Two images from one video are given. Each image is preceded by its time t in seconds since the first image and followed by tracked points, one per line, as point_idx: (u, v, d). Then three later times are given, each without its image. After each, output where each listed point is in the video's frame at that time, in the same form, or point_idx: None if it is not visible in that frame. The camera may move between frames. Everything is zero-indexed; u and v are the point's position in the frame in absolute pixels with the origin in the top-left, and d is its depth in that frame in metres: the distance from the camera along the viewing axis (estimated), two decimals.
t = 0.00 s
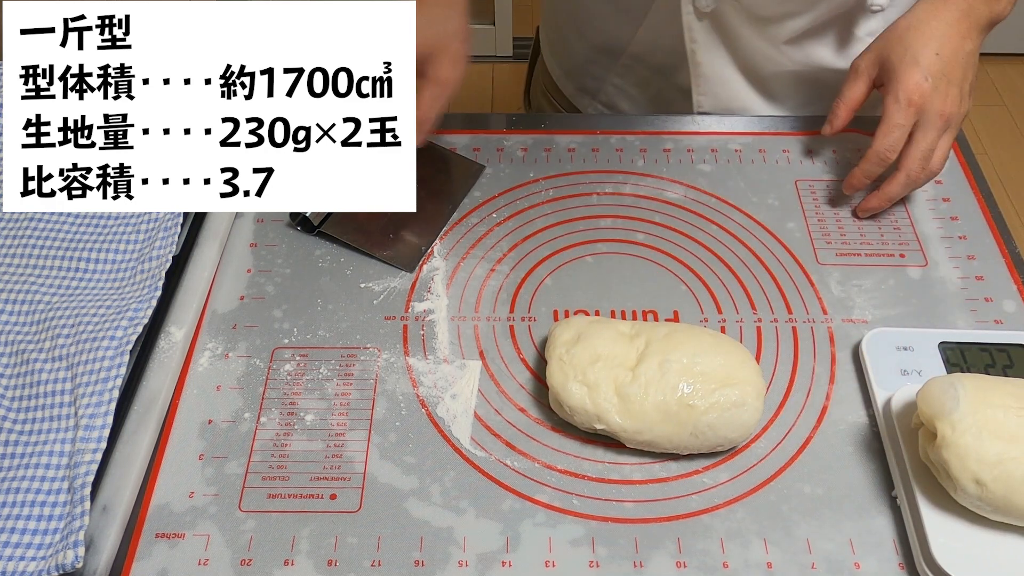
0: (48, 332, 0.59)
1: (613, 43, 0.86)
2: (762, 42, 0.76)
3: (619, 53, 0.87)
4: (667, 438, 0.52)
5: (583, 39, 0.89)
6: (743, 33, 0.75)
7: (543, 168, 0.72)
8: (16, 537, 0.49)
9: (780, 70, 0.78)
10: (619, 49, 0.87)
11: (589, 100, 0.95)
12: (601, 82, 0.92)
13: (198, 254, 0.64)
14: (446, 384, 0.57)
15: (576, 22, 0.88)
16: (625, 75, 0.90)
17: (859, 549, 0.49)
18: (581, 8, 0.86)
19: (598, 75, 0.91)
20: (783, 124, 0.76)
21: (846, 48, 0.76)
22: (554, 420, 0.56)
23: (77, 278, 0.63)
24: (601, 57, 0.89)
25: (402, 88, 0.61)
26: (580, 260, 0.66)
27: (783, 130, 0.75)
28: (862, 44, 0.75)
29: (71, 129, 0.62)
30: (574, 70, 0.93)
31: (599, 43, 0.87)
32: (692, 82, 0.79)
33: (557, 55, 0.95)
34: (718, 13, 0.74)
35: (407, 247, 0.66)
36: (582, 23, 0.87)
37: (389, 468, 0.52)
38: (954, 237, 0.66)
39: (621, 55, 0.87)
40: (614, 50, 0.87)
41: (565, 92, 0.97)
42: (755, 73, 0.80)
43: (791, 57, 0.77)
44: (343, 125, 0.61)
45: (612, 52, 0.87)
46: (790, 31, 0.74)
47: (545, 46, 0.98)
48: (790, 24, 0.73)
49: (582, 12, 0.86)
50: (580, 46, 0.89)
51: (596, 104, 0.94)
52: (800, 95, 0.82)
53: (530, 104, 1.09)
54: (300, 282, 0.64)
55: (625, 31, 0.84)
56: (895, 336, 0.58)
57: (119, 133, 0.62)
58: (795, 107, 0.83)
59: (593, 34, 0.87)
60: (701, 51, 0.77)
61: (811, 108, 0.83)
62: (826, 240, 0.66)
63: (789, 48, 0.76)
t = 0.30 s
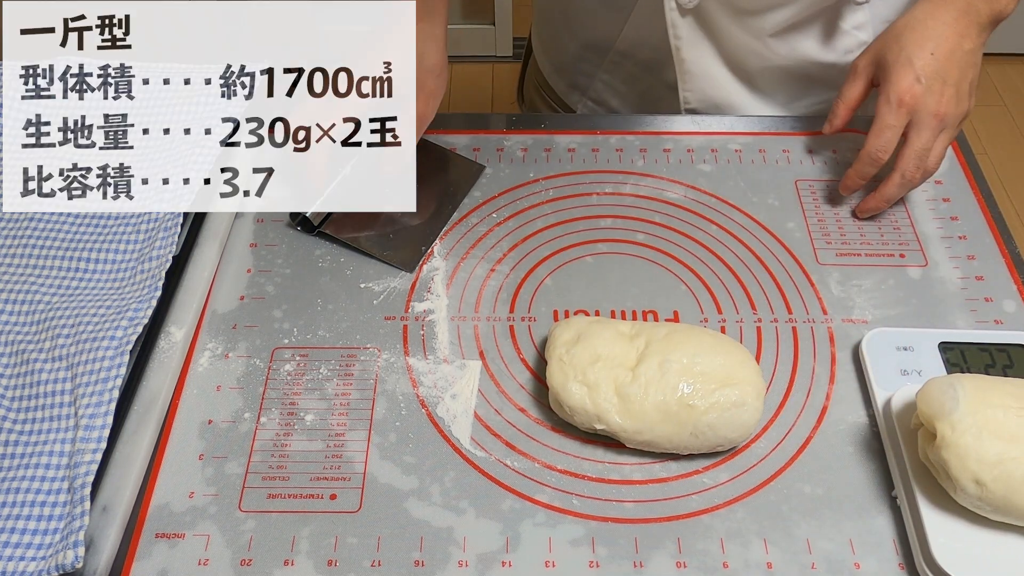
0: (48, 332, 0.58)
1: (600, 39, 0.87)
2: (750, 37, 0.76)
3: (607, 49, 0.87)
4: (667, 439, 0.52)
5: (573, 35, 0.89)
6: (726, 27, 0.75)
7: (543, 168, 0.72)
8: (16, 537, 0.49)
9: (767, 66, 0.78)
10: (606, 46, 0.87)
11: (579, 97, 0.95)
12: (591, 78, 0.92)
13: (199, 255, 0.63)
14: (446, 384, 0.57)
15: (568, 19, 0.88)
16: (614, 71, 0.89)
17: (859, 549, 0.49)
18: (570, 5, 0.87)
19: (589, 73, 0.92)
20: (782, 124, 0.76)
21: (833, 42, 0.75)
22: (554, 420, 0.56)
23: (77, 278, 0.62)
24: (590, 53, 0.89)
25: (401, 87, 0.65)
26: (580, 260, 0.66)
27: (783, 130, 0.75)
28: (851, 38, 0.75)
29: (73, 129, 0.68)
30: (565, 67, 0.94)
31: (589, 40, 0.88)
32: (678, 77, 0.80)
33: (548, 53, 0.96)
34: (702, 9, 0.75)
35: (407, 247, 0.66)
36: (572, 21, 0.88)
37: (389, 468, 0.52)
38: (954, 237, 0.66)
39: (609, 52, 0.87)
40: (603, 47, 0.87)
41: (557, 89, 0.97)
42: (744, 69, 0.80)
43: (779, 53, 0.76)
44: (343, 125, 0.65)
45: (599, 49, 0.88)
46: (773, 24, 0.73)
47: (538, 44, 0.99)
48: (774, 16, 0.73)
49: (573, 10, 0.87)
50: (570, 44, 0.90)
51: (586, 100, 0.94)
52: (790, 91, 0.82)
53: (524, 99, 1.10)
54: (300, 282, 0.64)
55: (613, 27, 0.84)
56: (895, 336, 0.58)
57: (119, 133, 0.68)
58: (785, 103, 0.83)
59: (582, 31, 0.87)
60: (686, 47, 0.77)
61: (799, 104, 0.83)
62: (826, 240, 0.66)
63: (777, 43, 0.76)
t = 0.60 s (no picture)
0: (48, 332, 0.57)
1: (597, 40, 0.86)
2: (747, 35, 0.76)
3: (604, 49, 0.87)
4: (668, 439, 0.52)
5: (571, 36, 0.89)
6: (724, 24, 0.75)
7: (543, 168, 0.72)
8: (16, 537, 0.48)
9: (763, 62, 0.78)
10: (603, 46, 0.87)
11: (577, 98, 0.96)
12: (588, 78, 0.92)
13: (199, 255, 0.63)
14: (446, 384, 0.57)
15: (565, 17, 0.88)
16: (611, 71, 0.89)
17: (859, 549, 0.49)
18: (568, 4, 0.87)
19: (586, 72, 0.92)
20: (783, 124, 0.76)
21: (830, 40, 0.75)
22: (554, 420, 0.56)
23: (77, 278, 0.61)
24: (586, 53, 0.89)
25: (398, 87, 0.70)
26: (580, 260, 0.66)
27: (783, 130, 0.75)
28: (847, 36, 0.75)
29: (72, 132, 0.70)
30: (563, 67, 0.94)
31: (586, 39, 0.87)
32: (676, 76, 0.80)
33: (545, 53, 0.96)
34: (700, 6, 0.74)
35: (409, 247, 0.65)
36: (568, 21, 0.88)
37: (389, 468, 0.52)
38: (954, 237, 0.66)
39: (605, 52, 0.87)
40: (599, 47, 0.87)
41: (554, 90, 0.98)
42: (740, 66, 0.80)
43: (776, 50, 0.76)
44: (344, 125, 0.68)
45: (597, 48, 0.88)
46: (770, 19, 0.73)
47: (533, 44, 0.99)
48: (771, 12, 0.73)
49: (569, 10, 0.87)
50: (567, 44, 0.90)
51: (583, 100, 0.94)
52: (784, 88, 0.82)
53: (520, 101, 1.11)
54: (300, 282, 0.64)
55: (610, 27, 0.84)
56: (895, 336, 0.58)
57: (119, 133, 0.70)
58: (779, 100, 0.83)
59: (580, 32, 0.87)
60: (684, 44, 0.77)
61: (794, 101, 0.83)
62: (827, 240, 0.66)
63: (775, 40, 0.76)
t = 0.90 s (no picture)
0: (48, 332, 0.56)
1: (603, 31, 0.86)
2: (753, 27, 0.77)
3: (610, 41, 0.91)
4: (668, 439, 0.52)
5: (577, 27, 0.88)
6: (733, 19, 0.78)
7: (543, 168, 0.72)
8: (16, 537, 0.47)
9: (767, 59, 0.80)
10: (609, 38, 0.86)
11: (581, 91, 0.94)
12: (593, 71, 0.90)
13: (199, 255, 0.64)
14: (446, 384, 0.57)
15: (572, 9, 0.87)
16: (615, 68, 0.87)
17: (858, 549, 0.49)
18: None
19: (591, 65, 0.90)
20: (783, 123, 0.76)
21: (836, 36, 0.75)
22: (554, 420, 0.56)
23: (77, 278, 0.60)
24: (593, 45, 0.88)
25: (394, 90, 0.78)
26: (580, 260, 0.66)
27: (784, 129, 0.75)
28: (852, 34, 0.75)
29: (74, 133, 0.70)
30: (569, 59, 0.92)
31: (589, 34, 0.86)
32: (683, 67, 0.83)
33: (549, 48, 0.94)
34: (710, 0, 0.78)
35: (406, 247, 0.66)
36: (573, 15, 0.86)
37: (389, 468, 0.52)
38: (954, 237, 0.66)
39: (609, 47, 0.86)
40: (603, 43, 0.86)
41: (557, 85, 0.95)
42: (743, 62, 0.82)
43: (780, 45, 0.78)
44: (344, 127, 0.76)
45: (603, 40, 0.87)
46: (776, 15, 0.75)
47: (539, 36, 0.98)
48: (775, 9, 0.74)
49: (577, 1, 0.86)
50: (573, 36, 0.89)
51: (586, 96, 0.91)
52: (786, 86, 0.83)
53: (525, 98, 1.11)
54: (300, 282, 0.64)
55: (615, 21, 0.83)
56: (895, 336, 0.58)
57: (121, 133, 0.70)
58: (780, 97, 0.85)
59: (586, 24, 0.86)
60: (692, 37, 0.80)
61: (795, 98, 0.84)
62: (826, 240, 0.66)
63: (781, 36, 0.77)
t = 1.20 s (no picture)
0: (48, 332, 0.56)
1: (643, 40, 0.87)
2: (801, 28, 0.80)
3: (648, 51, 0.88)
4: (668, 439, 0.52)
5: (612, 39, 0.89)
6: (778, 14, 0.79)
7: (543, 168, 0.72)
8: (16, 537, 0.47)
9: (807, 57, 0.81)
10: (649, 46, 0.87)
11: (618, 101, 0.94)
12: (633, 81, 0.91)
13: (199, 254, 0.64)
14: (446, 384, 0.57)
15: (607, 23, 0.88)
16: (655, 73, 0.89)
17: (859, 549, 0.49)
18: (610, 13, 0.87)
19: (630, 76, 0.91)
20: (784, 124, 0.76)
21: (879, 26, 0.79)
22: (554, 420, 0.56)
23: (77, 278, 0.60)
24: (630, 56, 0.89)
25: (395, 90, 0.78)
26: (580, 260, 0.66)
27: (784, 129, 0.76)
28: (893, 23, 0.79)
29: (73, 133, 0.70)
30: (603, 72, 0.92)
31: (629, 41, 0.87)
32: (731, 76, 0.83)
33: (581, 59, 0.95)
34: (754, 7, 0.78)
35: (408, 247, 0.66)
36: (609, 24, 0.88)
37: (389, 468, 0.52)
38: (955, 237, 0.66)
39: (651, 53, 0.87)
40: (644, 50, 0.88)
41: (593, 95, 0.96)
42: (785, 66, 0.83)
43: (828, 39, 0.80)
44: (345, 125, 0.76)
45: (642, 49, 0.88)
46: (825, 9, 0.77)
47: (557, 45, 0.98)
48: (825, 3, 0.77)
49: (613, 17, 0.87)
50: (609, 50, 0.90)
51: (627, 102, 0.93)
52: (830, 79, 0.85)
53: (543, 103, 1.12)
54: (300, 283, 0.64)
55: (656, 28, 0.85)
56: (895, 336, 0.58)
57: (120, 134, 0.70)
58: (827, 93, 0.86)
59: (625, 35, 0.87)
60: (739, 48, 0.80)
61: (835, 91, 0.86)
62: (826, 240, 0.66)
63: (827, 31, 0.80)
